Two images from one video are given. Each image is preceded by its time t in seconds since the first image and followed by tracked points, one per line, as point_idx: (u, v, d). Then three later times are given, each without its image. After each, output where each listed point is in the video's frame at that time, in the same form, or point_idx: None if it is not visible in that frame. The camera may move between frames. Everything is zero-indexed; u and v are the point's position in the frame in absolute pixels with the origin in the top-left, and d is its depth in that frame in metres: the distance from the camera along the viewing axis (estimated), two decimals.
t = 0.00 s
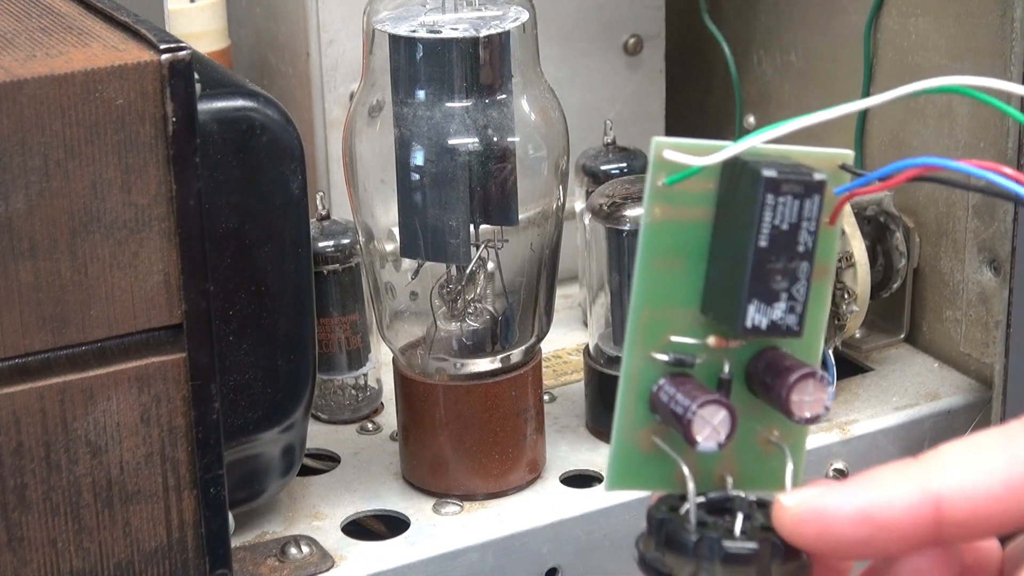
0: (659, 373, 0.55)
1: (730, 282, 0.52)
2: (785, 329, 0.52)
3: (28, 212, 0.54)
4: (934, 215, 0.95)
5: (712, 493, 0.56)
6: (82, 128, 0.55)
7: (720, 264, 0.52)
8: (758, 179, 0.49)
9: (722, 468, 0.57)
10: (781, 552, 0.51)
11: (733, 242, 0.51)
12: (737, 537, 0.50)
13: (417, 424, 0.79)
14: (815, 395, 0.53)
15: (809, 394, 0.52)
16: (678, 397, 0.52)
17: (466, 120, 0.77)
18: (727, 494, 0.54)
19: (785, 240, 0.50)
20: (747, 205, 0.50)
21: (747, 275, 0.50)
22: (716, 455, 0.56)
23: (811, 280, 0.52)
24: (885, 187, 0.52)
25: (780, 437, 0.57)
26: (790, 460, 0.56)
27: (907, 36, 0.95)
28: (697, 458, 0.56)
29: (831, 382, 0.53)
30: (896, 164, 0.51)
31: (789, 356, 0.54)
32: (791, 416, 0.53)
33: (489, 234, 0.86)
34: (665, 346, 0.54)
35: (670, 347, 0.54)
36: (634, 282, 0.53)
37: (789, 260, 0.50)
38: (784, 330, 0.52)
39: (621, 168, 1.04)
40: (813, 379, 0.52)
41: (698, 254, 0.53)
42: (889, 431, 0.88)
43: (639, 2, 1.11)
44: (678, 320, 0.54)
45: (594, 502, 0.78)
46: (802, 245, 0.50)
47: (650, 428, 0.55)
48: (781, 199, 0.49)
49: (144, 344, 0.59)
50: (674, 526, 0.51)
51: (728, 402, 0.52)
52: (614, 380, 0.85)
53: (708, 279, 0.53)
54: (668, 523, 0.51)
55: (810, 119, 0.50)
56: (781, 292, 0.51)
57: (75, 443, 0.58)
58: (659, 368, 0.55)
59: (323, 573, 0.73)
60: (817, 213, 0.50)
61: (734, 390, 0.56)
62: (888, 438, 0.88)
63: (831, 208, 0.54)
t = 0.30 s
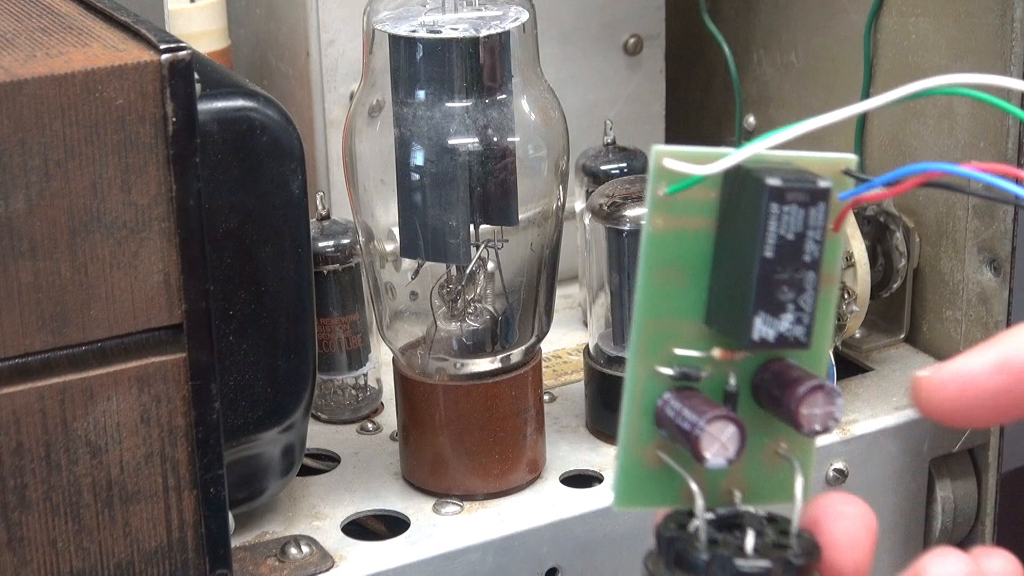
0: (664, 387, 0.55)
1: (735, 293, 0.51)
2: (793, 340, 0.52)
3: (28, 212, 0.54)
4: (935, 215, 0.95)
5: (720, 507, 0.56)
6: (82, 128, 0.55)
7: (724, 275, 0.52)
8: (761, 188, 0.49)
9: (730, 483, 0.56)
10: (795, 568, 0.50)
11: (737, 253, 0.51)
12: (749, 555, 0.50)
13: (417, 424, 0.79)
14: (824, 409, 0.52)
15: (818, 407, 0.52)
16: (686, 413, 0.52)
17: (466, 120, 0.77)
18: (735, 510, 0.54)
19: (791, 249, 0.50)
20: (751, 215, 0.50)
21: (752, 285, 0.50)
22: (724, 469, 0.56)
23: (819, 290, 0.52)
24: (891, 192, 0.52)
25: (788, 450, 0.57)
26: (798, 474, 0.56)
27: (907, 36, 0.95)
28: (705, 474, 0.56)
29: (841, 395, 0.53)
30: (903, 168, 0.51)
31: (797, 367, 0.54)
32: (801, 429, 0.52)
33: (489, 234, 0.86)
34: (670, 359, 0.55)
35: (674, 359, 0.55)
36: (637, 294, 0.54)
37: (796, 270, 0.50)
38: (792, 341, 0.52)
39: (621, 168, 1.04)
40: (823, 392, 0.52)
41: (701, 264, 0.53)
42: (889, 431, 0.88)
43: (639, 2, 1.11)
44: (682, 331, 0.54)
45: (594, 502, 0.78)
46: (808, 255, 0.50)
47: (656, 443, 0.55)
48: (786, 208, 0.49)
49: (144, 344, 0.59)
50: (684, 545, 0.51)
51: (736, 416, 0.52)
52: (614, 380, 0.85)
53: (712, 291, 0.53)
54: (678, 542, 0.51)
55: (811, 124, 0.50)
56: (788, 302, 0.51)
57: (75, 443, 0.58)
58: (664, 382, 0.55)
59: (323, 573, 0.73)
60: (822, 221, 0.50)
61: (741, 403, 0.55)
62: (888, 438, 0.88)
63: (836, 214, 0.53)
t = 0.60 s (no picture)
0: (799, 418, 0.53)
1: (880, 325, 0.50)
2: (935, 373, 0.50)
3: (27, 212, 0.54)
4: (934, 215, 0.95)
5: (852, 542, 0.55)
6: (82, 128, 0.55)
7: (865, 304, 0.51)
8: (910, 218, 0.47)
9: (860, 515, 0.56)
10: None
11: (882, 283, 0.49)
12: None
13: (417, 424, 0.80)
14: (964, 442, 0.51)
15: (958, 442, 0.51)
16: (823, 445, 0.51)
17: (466, 120, 0.77)
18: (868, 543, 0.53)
19: (937, 281, 0.48)
20: (898, 246, 0.48)
21: (898, 316, 0.48)
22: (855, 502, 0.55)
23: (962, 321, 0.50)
24: None
25: (918, 483, 0.56)
26: (931, 509, 0.55)
27: (907, 36, 0.95)
28: (835, 507, 0.55)
29: (979, 428, 0.52)
30: None
31: (933, 401, 0.53)
32: (939, 463, 0.51)
33: (489, 234, 0.86)
34: (805, 390, 0.53)
35: (810, 391, 0.53)
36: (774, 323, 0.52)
37: (942, 302, 0.49)
38: (934, 375, 0.50)
39: (621, 168, 1.04)
40: (962, 427, 0.51)
41: (841, 294, 0.51)
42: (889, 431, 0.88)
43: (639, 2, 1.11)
44: (818, 361, 0.53)
45: (595, 502, 0.78)
46: (954, 287, 0.48)
47: (787, 475, 0.54)
48: (935, 239, 0.48)
49: (144, 344, 0.59)
50: None
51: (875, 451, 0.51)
52: (614, 380, 0.85)
53: (851, 319, 0.52)
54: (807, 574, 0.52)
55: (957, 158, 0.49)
56: (932, 335, 0.49)
57: (75, 443, 0.58)
58: (799, 413, 0.53)
59: (323, 573, 0.73)
60: (969, 252, 0.48)
61: (874, 435, 0.55)
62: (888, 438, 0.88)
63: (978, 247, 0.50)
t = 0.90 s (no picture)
0: (813, 420, 0.56)
1: (894, 329, 0.51)
2: (949, 376, 0.51)
3: (27, 212, 0.54)
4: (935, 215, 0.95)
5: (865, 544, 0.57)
6: (82, 128, 0.55)
7: (880, 308, 0.52)
8: (926, 222, 0.49)
9: (873, 518, 0.58)
10: None
11: (897, 287, 0.51)
12: None
13: (417, 424, 0.80)
14: (977, 445, 0.53)
15: (971, 444, 0.53)
16: (837, 448, 0.53)
17: (466, 120, 0.77)
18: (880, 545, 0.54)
19: (951, 285, 0.49)
20: (914, 250, 0.49)
21: (913, 319, 0.50)
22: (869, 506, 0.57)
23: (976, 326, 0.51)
24: None
25: (932, 486, 0.58)
26: (944, 512, 0.57)
27: (907, 36, 0.95)
28: (848, 509, 0.57)
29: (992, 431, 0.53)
30: None
31: (946, 403, 0.54)
32: (953, 465, 0.53)
33: (489, 234, 0.86)
34: (820, 393, 0.55)
35: (825, 393, 0.55)
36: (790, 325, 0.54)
37: (955, 306, 0.50)
38: (947, 377, 0.51)
39: (621, 168, 1.04)
40: (976, 429, 0.52)
41: (856, 297, 0.53)
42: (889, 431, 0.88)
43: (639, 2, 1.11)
44: (833, 364, 0.55)
45: (595, 502, 0.78)
46: (969, 290, 0.50)
47: (800, 477, 0.56)
48: (950, 243, 0.49)
49: (144, 344, 0.59)
50: None
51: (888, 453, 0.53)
52: (614, 380, 0.85)
53: (865, 323, 0.53)
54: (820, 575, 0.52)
55: (971, 166, 0.50)
56: (946, 338, 0.50)
57: (75, 443, 0.58)
58: (813, 416, 0.56)
59: (323, 573, 0.73)
60: (984, 255, 0.49)
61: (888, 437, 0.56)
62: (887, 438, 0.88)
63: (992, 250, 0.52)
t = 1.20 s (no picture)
0: (799, 427, 0.56)
1: (878, 335, 0.51)
2: (934, 382, 0.51)
3: (27, 212, 0.55)
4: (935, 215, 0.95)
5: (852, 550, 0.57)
6: (82, 128, 0.55)
7: (864, 314, 0.52)
8: (909, 228, 0.49)
9: (860, 524, 0.58)
10: None
11: (881, 293, 0.51)
12: None
13: (417, 424, 0.80)
14: (963, 450, 0.53)
15: (957, 450, 0.53)
16: (823, 454, 0.53)
17: (466, 120, 0.77)
18: (868, 551, 0.54)
19: (936, 290, 0.49)
20: (897, 255, 0.49)
21: (897, 325, 0.50)
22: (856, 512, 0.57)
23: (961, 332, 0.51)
24: None
25: (919, 492, 0.58)
26: (930, 517, 0.57)
27: (907, 36, 0.95)
28: (835, 515, 0.57)
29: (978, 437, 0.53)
30: None
31: (933, 410, 0.54)
32: (939, 471, 0.53)
33: (489, 234, 0.85)
34: (805, 399, 0.55)
35: (811, 400, 0.55)
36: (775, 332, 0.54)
37: (940, 313, 0.50)
38: (933, 383, 0.51)
39: (621, 168, 1.04)
40: (962, 435, 0.53)
41: (840, 304, 0.54)
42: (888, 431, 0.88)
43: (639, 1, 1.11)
44: (819, 370, 0.55)
45: (595, 502, 0.78)
46: (954, 296, 0.50)
47: (787, 483, 0.56)
48: (934, 249, 0.49)
49: (144, 344, 0.59)
50: None
51: (874, 459, 0.53)
52: (614, 380, 0.85)
53: (850, 329, 0.54)
54: None
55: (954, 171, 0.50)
56: (931, 344, 0.50)
57: (75, 443, 0.58)
58: (799, 422, 0.56)
59: (323, 573, 0.73)
60: (968, 261, 0.49)
61: (875, 443, 0.57)
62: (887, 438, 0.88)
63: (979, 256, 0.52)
